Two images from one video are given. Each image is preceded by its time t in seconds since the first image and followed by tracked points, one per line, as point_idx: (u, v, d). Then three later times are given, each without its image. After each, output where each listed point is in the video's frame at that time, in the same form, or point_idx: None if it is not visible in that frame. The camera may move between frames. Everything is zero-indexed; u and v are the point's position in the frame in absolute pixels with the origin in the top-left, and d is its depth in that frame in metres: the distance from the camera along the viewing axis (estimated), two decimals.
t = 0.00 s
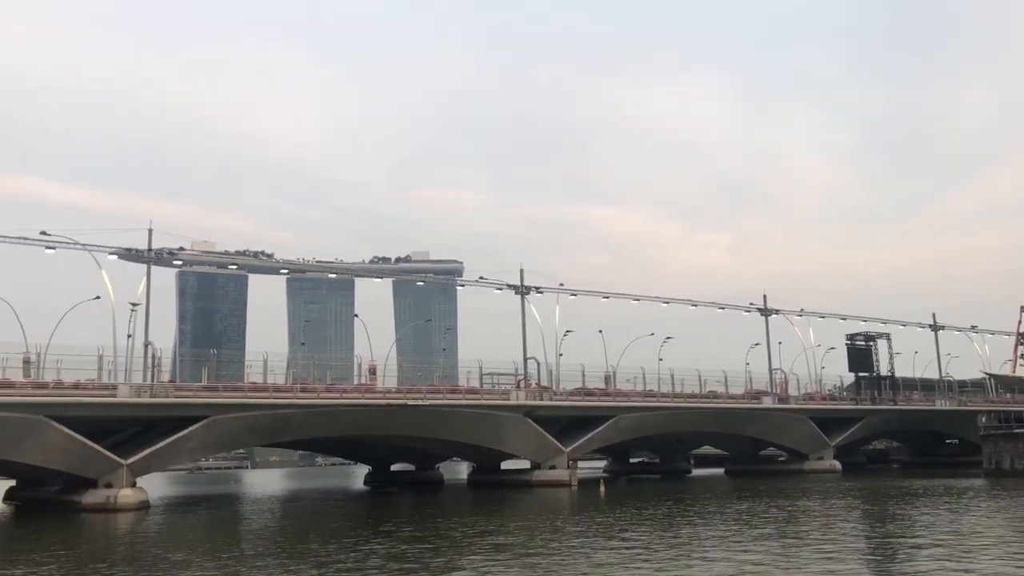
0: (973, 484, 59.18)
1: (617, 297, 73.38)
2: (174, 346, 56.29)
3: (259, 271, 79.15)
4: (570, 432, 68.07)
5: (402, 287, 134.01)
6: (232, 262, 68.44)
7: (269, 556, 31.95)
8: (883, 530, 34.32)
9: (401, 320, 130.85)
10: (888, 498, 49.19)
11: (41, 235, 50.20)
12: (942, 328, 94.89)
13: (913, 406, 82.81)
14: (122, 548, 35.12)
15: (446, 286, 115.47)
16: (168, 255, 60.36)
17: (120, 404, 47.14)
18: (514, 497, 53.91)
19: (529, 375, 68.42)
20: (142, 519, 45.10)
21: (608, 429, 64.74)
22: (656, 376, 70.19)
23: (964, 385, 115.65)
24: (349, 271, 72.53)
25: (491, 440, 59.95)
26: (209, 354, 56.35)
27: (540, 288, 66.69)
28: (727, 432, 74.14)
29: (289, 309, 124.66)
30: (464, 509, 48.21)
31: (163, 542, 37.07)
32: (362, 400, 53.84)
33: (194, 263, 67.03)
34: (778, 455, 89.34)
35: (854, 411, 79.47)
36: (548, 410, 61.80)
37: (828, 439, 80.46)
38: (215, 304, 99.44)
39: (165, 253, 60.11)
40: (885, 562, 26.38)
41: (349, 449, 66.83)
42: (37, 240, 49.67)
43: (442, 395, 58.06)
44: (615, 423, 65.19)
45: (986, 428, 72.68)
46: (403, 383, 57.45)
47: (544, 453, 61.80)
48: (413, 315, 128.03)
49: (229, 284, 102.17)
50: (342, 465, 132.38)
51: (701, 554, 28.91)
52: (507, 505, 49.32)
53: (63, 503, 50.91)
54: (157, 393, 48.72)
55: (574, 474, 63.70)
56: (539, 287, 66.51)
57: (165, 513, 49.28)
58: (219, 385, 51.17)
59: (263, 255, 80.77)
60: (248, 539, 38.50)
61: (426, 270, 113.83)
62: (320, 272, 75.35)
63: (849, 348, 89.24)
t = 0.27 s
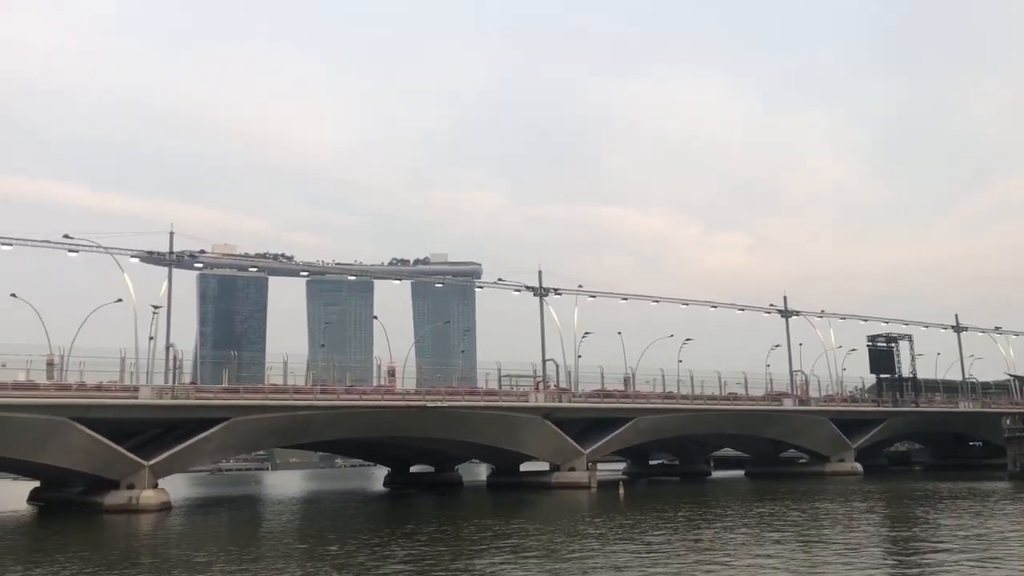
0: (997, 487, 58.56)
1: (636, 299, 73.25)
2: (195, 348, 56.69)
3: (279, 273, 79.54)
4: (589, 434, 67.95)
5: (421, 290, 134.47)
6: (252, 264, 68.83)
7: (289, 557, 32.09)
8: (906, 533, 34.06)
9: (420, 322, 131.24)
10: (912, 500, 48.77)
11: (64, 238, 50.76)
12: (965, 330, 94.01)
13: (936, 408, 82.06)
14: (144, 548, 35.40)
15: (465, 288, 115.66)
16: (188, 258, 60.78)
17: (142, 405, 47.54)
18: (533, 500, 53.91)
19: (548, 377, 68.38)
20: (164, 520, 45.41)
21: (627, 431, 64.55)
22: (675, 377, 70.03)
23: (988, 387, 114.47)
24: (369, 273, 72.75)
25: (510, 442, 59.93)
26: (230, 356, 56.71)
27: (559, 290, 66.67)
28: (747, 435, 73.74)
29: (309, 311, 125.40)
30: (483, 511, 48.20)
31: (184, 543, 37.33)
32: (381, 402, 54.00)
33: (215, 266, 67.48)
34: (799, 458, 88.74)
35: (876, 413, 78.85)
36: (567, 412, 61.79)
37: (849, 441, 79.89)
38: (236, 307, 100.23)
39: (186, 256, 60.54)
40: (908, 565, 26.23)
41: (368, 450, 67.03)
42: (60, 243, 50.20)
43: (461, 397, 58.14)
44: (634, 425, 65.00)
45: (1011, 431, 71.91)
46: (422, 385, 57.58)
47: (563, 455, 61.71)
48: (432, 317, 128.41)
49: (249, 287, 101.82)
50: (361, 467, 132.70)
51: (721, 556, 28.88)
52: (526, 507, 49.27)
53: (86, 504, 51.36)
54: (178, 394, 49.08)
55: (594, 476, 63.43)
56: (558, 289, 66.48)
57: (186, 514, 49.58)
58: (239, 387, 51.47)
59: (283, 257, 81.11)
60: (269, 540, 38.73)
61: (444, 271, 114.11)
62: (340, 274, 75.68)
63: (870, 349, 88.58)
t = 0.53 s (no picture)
0: None
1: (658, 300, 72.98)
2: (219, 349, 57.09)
3: (303, 275, 79.92)
4: (611, 436, 67.75)
5: (443, 291, 134.78)
6: (276, 266, 69.21)
7: (313, 557, 32.23)
8: (935, 537, 33.71)
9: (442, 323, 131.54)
10: (939, 503, 48.21)
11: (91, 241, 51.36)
12: (993, 331, 92.85)
13: (964, 410, 81.08)
14: (169, 548, 35.68)
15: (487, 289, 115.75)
16: (213, 260, 61.20)
17: (168, 406, 47.93)
18: (555, 501, 53.80)
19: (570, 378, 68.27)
20: (189, 520, 45.75)
21: (649, 433, 64.27)
22: (698, 379, 69.74)
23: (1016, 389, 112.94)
24: (391, 275, 72.94)
25: (532, 443, 59.85)
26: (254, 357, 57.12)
27: (581, 291, 66.54)
28: (771, 437, 73.22)
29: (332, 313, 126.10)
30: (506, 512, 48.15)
31: (209, 543, 37.57)
32: (404, 403, 54.12)
33: (239, 268, 67.91)
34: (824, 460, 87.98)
35: (902, 414, 78.04)
36: (589, 414, 61.65)
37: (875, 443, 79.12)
38: (260, 308, 101.18)
39: (211, 258, 60.97)
40: (936, 569, 25.99)
41: (390, 451, 67.21)
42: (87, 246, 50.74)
43: (483, 398, 58.14)
44: (656, 427, 64.72)
45: None
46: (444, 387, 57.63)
47: (585, 456, 61.54)
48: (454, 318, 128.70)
49: (273, 289, 101.90)
50: (385, 468, 133.07)
51: (746, 559, 28.70)
52: (549, 509, 49.17)
53: (112, 504, 51.82)
54: (203, 395, 49.43)
55: (615, 477, 63.42)
56: (580, 290, 66.36)
57: (210, 514, 49.90)
58: (263, 388, 51.74)
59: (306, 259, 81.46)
60: (293, 541, 38.92)
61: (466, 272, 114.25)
62: (362, 276, 76.01)
63: (896, 351, 87.69)
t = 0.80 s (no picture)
0: None
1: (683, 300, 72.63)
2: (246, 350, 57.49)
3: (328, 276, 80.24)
4: (635, 437, 67.53)
5: (466, 291, 135.11)
6: (301, 267, 69.61)
7: (338, 558, 32.29)
8: (966, 539, 33.22)
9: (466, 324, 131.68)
10: (970, 505, 47.53)
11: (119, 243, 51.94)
12: None
13: (994, 411, 79.97)
14: (197, 548, 35.88)
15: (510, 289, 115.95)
16: (239, 261, 61.66)
17: (195, 407, 48.30)
18: (580, 502, 53.63)
19: (595, 379, 68.13)
20: (216, 519, 46.10)
21: (675, 433, 63.94)
22: (723, 379, 69.32)
23: None
24: (415, 275, 73.12)
25: (556, 443, 59.71)
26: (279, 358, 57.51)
27: (605, 291, 66.30)
28: (798, 437, 72.61)
29: (356, 314, 126.97)
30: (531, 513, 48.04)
31: (236, 543, 37.73)
32: (429, 404, 54.19)
33: (264, 269, 68.39)
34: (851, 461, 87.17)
35: (931, 415, 77.11)
36: (614, 414, 61.43)
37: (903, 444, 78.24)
38: (285, 309, 102.10)
39: (237, 260, 61.42)
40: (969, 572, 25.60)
41: (415, 452, 67.33)
42: (115, 248, 51.24)
43: (508, 398, 58.11)
44: (682, 428, 64.36)
45: None
46: (469, 387, 57.70)
47: (610, 457, 61.29)
48: (478, 319, 129.00)
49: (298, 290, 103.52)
50: (409, 468, 133.40)
51: (775, 561, 28.43)
52: (574, 510, 49.01)
53: (141, 503, 52.31)
54: (231, 396, 49.77)
55: (640, 478, 63.17)
56: (604, 290, 66.14)
57: (238, 514, 50.25)
58: (289, 389, 51.98)
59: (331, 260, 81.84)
60: (319, 541, 39.03)
61: (490, 273, 114.33)
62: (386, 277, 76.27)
63: (924, 351, 86.64)
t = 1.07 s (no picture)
0: None
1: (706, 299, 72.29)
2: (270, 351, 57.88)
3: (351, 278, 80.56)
4: (659, 437, 67.30)
5: (489, 292, 135.35)
6: (324, 269, 69.98)
7: (362, 558, 32.38)
8: (997, 539, 32.81)
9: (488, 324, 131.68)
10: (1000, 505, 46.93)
11: (144, 245, 52.39)
12: None
13: None
14: (223, 548, 36.13)
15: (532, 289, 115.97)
16: (263, 263, 62.07)
17: (220, 408, 48.68)
18: (604, 502, 53.46)
19: (618, 379, 67.96)
20: (242, 520, 46.40)
21: (699, 433, 63.61)
22: (748, 378, 68.92)
23: None
24: (437, 276, 73.26)
25: (580, 443, 59.57)
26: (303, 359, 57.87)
27: (627, 291, 66.10)
28: (824, 437, 72.02)
29: (379, 315, 127.58)
30: (555, 513, 47.97)
31: (262, 543, 37.96)
32: (452, 404, 54.27)
33: (288, 271, 68.84)
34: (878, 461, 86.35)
35: (959, 414, 76.20)
36: (638, 414, 61.20)
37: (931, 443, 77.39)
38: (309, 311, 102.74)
39: (261, 262, 61.82)
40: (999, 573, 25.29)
41: (439, 452, 67.44)
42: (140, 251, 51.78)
43: (531, 398, 58.05)
44: (706, 427, 64.03)
45: None
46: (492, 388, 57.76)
47: (634, 457, 61.07)
48: (500, 319, 129.16)
49: (321, 291, 104.39)
50: (433, 469, 133.67)
51: (803, 562, 28.15)
52: (597, 510, 48.89)
53: (168, 504, 52.76)
54: (255, 397, 50.06)
55: (664, 478, 62.89)
56: (626, 290, 65.94)
57: (263, 514, 50.57)
58: (313, 389, 52.20)
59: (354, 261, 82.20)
60: (344, 541, 39.18)
61: (512, 273, 114.37)
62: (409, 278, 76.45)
63: (952, 349, 85.65)
